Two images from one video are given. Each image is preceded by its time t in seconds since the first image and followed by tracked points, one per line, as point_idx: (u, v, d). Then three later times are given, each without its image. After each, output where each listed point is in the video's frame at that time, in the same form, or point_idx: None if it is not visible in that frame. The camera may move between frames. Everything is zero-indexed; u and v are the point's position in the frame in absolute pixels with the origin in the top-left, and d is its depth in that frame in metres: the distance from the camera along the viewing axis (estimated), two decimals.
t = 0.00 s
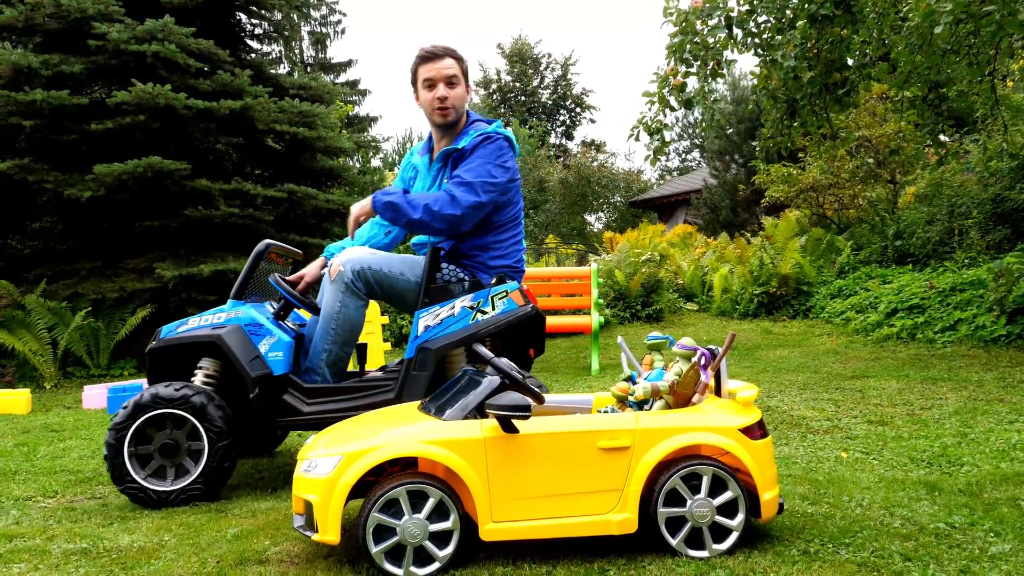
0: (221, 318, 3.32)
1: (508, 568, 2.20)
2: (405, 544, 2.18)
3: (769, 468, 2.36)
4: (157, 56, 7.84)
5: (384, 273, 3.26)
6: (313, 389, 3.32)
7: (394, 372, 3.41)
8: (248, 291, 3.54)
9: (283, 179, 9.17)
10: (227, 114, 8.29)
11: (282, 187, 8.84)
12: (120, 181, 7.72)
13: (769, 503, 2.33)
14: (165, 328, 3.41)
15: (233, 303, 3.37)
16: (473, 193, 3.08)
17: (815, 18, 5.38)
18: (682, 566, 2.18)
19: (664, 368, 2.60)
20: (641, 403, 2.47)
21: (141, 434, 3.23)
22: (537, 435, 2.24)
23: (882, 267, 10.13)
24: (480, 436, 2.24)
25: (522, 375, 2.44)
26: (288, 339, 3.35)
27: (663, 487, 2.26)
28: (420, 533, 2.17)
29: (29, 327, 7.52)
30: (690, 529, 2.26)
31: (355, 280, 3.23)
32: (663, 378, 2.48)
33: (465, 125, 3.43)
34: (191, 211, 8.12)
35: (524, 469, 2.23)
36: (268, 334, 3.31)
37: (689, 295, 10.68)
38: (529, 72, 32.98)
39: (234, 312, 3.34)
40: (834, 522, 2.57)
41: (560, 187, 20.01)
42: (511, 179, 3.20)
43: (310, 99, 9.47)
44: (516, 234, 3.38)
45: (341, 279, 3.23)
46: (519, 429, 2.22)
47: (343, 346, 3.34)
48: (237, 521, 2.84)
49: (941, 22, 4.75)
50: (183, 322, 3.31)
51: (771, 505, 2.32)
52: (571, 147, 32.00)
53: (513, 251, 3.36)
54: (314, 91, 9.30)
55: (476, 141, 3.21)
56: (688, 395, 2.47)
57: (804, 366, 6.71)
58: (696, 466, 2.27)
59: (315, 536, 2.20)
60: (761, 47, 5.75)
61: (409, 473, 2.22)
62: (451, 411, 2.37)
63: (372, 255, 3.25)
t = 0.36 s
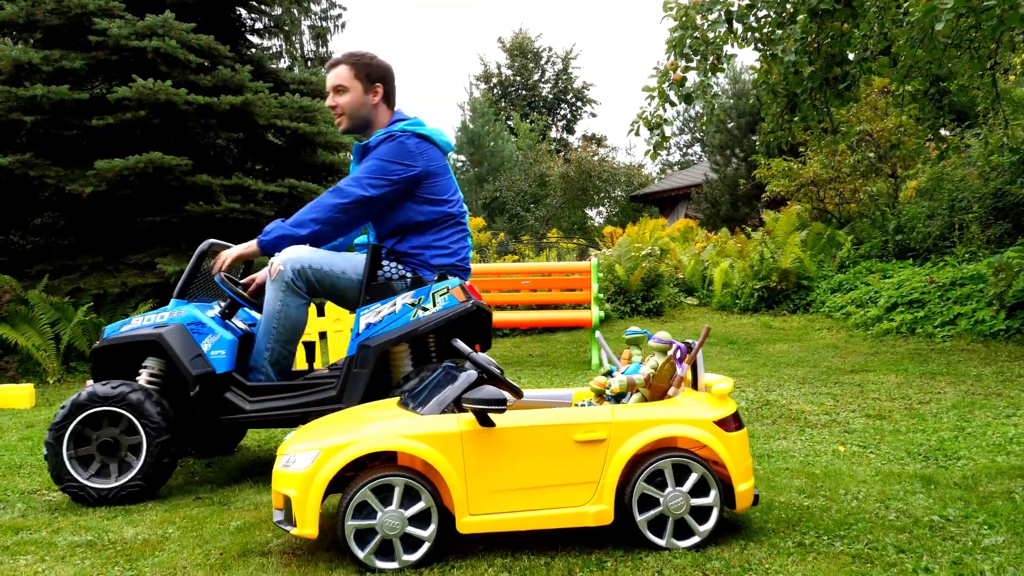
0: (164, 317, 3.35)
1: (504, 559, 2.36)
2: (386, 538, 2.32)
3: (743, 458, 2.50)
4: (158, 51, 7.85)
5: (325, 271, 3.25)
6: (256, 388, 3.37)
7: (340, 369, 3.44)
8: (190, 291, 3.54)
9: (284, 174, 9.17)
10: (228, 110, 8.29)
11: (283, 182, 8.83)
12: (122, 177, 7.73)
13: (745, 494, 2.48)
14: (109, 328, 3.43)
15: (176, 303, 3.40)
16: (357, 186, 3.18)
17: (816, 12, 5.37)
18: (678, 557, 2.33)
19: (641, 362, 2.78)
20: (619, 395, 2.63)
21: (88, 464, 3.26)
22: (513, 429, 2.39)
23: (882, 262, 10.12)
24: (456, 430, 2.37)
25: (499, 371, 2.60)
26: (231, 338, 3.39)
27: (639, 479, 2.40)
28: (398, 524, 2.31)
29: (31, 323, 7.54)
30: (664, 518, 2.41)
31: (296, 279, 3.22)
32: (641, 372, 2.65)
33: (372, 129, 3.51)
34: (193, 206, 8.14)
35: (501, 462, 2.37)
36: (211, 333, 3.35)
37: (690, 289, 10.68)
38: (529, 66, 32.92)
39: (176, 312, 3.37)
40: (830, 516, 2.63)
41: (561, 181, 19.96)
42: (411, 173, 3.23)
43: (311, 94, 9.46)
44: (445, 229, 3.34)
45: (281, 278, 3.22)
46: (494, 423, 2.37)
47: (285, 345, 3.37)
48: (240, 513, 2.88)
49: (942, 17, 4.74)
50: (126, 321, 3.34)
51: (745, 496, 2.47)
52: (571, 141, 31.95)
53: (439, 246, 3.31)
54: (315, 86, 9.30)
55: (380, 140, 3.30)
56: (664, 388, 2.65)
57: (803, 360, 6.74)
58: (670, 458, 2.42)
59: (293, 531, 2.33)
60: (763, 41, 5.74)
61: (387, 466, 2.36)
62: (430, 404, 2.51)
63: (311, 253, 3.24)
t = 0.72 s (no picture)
0: (103, 312, 3.34)
1: (506, 547, 2.48)
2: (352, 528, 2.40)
3: (708, 450, 2.57)
4: (162, 43, 7.84)
5: (261, 264, 3.28)
6: (195, 381, 3.37)
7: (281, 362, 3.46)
8: (131, 287, 3.53)
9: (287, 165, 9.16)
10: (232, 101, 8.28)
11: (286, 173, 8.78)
12: (127, 169, 7.73)
13: (711, 485, 2.55)
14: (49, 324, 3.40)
15: (116, 297, 3.39)
16: (266, 185, 3.30)
17: None
18: (679, 545, 2.41)
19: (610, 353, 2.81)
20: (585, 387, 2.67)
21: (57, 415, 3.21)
22: (477, 421, 2.46)
23: (886, 250, 10.08)
24: (421, 423, 2.45)
25: (467, 362, 2.64)
26: (170, 332, 3.40)
27: (603, 470, 2.48)
28: (364, 514, 2.39)
29: (39, 314, 7.57)
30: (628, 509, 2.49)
31: (231, 272, 3.25)
32: (607, 363, 2.69)
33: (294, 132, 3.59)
34: (197, 197, 8.15)
35: (466, 454, 2.45)
36: (151, 327, 3.35)
37: (694, 279, 10.66)
38: (532, 55, 32.84)
39: (115, 307, 3.35)
40: (831, 503, 2.67)
41: (564, 171, 19.90)
42: (319, 168, 3.34)
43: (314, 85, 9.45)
44: (371, 221, 3.41)
45: (217, 271, 3.24)
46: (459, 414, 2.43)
47: (224, 338, 3.38)
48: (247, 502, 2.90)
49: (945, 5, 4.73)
50: (65, 316, 3.32)
51: (710, 486, 2.54)
52: (574, 131, 31.89)
53: (366, 238, 3.39)
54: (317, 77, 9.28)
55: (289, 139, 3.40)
56: (631, 379, 2.68)
57: (807, 350, 6.75)
58: (634, 450, 2.50)
59: (260, 522, 2.39)
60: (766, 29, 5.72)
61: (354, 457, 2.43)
62: (395, 396, 2.59)
63: (247, 246, 3.26)
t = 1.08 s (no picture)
0: (55, 315, 3.37)
1: (521, 542, 2.51)
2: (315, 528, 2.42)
3: (675, 447, 2.60)
4: (177, 42, 7.88)
5: (205, 265, 3.29)
6: (144, 382, 3.42)
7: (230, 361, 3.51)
8: (82, 289, 3.51)
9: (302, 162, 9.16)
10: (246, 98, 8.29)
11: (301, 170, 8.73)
12: (144, 166, 7.78)
13: (678, 482, 2.58)
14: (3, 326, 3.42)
15: (68, 300, 3.43)
16: (208, 185, 3.32)
17: None
18: (693, 538, 2.43)
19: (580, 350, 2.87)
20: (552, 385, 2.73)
21: None
22: (442, 420, 2.48)
23: (903, 244, 9.99)
24: (385, 422, 2.47)
25: (434, 361, 2.65)
26: (119, 335, 3.43)
27: (569, 468, 2.51)
28: (328, 515, 2.41)
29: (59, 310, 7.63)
30: (594, 509, 2.51)
31: (175, 272, 3.27)
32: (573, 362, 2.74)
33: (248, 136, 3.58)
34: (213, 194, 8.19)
35: (431, 453, 2.47)
36: (100, 329, 3.39)
37: (708, 273, 10.62)
38: (544, 49, 32.79)
39: (66, 309, 3.39)
40: (847, 499, 2.67)
41: (578, 165, 19.83)
42: (259, 166, 3.33)
43: (327, 82, 9.47)
44: (317, 220, 3.35)
45: (161, 271, 3.28)
46: (423, 414, 2.46)
47: (173, 339, 3.42)
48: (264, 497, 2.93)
49: None
50: (17, 319, 3.35)
51: (677, 484, 2.57)
52: (587, 125, 31.80)
53: (313, 238, 3.33)
54: (331, 74, 9.31)
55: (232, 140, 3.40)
56: (598, 377, 2.74)
57: (822, 344, 6.72)
58: (601, 449, 2.52)
59: (225, 522, 2.41)
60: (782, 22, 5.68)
61: (318, 456, 2.46)
62: (361, 395, 2.62)
63: (192, 247, 3.27)
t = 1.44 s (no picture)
0: (21, 310, 3.42)
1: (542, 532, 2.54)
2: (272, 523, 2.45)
3: (635, 442, 2.61)
4: (199, 38, 7.95)
5: (165, 263, 3.25)
6: (106, 375, 3.44)
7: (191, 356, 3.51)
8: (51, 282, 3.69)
9: (322, 156, 9.20)
10: (267, 94, 8.35)
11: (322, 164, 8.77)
12: (167, 162, 7.86)
13: (639, 477, 2.60)
14: None
15: (34, 295, 3.47)
16: (170, 194, 3.31)
17: None
18: (713, 530, 2.45)
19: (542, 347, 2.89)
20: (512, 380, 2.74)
21: None
22: (399, 416, 2.49)
23: (926, 238, 9.88)
24: (342, 418, 2.48)
25: (393, 356, 2.51)
26: (84, 329, 3.47)
27: (528, 464, 2.52)
28: (285, 511, 2.44)
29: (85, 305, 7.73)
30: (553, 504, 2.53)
31: (135, 270, 3.25)
32: (533, 357, 2.76)
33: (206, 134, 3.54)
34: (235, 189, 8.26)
35: (388, 449, 2.48)
36: (64, 323, 3.43)
37: (729, 268, 10.57)
38: (564, 43, 32.69)
39: (32, 304, 3.44)
40: (868, 492, 2.67)
41: (597, 159, 19.77)
42: (219, 173, 3.33)
43: (347, 77, 9.52)
44: (277, 221, 3.38)
45: (122, 269, 3.25)
46: (380, 410, 2.47)
47: (136, 335, 3.42)
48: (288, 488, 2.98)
49: None
50: None
51: (637, 479, 2.59)
52: (607, 119, 31.70)
53: (272, 238, 3.36)
54: (351, 70, 9.35)
55: (190, 145, 3.38)
56: (558, 372, 2.75)
57: (844, 339, 6.69)
58: (561, 444, 2.53)
59: (182, 519, 2.42)
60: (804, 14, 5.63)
61: (274, 453, 2.47)
62: (319, 391, 2.61)
63: (151, 245, 3.24)
